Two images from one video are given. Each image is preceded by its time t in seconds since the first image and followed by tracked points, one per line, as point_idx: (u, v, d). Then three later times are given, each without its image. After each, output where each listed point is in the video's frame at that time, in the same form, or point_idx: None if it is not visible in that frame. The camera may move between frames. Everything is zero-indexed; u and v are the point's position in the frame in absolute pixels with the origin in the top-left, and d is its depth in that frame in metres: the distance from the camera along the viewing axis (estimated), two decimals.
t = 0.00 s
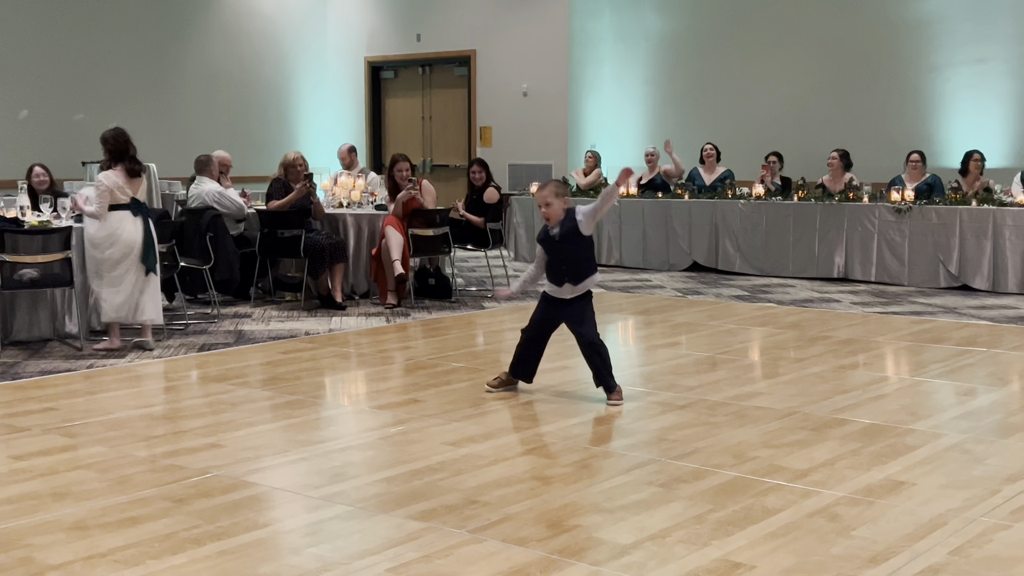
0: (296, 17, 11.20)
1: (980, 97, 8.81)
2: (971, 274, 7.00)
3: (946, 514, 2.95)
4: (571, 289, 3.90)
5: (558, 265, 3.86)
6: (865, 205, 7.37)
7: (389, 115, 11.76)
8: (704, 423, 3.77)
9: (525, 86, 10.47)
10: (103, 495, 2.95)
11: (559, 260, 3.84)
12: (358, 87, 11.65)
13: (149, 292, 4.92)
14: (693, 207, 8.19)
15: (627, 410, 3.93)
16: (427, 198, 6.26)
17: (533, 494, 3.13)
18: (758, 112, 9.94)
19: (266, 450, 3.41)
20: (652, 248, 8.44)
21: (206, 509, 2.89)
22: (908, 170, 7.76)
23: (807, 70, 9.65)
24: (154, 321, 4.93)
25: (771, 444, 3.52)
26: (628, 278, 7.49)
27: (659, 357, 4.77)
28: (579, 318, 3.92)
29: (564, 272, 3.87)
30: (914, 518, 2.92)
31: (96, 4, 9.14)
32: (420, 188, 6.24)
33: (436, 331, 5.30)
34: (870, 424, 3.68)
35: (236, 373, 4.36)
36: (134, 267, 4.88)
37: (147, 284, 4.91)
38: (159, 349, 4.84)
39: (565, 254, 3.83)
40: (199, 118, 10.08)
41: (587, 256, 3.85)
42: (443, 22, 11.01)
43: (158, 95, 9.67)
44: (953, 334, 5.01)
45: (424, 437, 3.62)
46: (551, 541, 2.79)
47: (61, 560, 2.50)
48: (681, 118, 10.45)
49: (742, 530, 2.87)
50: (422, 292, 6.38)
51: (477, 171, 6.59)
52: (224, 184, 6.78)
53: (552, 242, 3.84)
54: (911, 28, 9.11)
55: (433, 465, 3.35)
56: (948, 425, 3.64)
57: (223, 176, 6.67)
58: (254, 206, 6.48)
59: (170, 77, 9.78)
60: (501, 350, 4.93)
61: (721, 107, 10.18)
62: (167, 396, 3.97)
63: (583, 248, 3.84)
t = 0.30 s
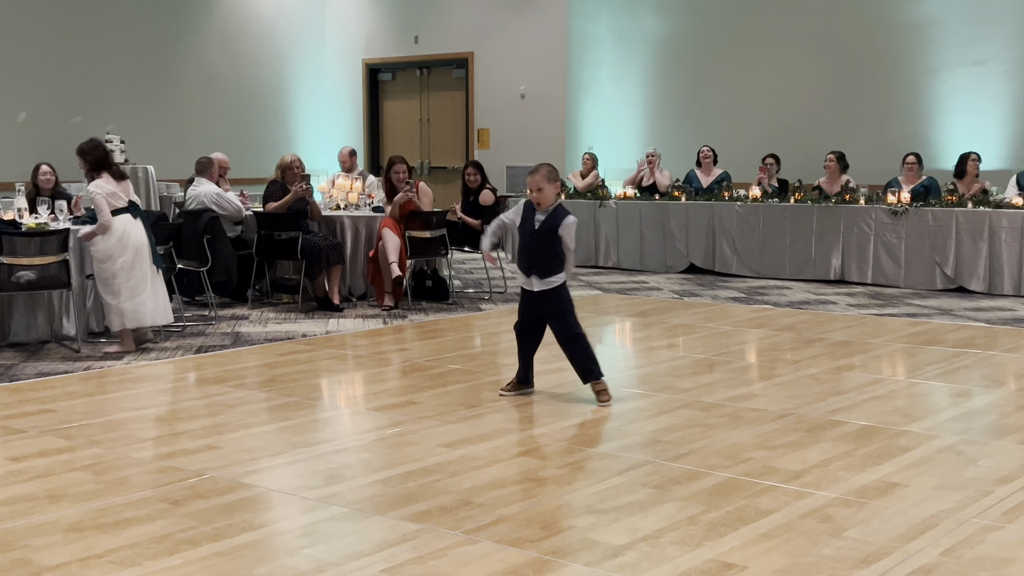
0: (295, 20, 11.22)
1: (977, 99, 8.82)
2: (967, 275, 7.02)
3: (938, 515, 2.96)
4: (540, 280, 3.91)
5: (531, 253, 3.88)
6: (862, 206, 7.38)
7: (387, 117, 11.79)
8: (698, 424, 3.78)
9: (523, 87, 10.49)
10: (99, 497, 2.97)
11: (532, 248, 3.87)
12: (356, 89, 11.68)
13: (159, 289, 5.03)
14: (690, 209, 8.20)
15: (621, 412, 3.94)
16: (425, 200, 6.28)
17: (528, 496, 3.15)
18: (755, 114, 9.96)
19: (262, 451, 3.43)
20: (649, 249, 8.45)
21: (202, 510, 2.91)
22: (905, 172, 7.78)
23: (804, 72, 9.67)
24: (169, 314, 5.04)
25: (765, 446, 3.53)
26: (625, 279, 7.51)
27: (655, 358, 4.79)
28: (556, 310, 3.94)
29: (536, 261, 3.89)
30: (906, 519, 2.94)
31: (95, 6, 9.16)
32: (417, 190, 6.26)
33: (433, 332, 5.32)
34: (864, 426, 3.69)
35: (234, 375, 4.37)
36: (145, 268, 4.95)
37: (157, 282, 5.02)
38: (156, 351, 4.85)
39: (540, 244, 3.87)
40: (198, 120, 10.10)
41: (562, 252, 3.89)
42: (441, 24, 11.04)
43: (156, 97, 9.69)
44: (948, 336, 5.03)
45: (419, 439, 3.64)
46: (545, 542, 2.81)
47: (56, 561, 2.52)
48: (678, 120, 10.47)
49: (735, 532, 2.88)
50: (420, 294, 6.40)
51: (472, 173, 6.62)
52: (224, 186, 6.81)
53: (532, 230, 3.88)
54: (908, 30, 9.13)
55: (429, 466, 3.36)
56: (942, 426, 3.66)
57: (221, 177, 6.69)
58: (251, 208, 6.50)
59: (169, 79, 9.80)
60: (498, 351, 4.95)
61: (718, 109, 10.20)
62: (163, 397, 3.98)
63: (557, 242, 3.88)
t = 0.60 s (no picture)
0: (301, 21, 11.30)
1: (979, 99, 8.80)
2: (968, 274, 7.01)
3: (930, 508, 2.98)
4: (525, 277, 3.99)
5: (519, 251, 3.96)
6: (862, 206, 7.39)
7: (392, 118, 11.85)
8: (695, 420, 3.81)
9: (527, 87, 10.53)
10: (99, 491, 3.02)
11: (518, 246, 3.95)
12: (362, 90, 11.74)
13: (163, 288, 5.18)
14: (693, 208, 8.22)
15: (619, 408, 3.97)
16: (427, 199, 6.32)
17: (523, 490, 3.18)
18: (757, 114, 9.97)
19: (261, 446, 3.47)
20: (652, 248, 8.47)
21: (200, 503, 2.96)
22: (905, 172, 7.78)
23: (806, 71, 9.67)
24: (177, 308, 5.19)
25: (761, 441, 3.56)
26: (627, 278, 7.55)
27: (655, 355, 4.81)
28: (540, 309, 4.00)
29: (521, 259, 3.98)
30: (898, 513, 2.96)
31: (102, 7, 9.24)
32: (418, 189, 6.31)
33: (436, 330, 5.36)
34: (860, 421, 3.71)
35: (236, 372, 4.42)
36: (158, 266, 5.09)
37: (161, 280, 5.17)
38: (162, 348, 4.91)
39: (525, 242, 3.95)
40: (206, 121, 10.17)
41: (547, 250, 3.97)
42: (446, 25, 11.08)
43: (162, 97, 9.76)
44: (948, 333, 5.04)
45: (418, 434, 3.68)
46: (539, 535, 2.84)
47: (54, 554, 2.56)
48: (681, 120, 10.49)
49: (727, 525, 2.90)
50: (423, 292, 6.44)
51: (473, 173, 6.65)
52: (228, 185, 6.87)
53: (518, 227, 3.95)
54: (910, 30, 9.12)
55: (426, 461, 3.40)
56: (937, 422, 3.67)
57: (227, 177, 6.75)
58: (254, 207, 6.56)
59: (178, 81, 9.88)
60: (499, 348, 4.98)
61: (721, 108, 10.21)
62: (166, 394, 4.03)
63: (542, 241, 3.95)
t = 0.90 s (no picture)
0: (321, 28, 11.56)
1: (968, 103, 8.95)
2: (953, 269, 7.17)
3: (904, 488, 3.16)
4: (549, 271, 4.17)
5: (538, 248, 4.15)
6: (853, 205, 7.55)
7: (408, 122, 12.10)
8: (687, 406, 4.01)
9: (536, 94, 10.74)
10: (126, 471, 3.25)
11: (536, 244, 4.14)
12: (379, 95, 11.99)
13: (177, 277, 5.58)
14: (693, 208, 8.42)
15: (619, 395, 4.18)
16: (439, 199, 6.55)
17: (522, 471, 3.39)
18: (758, 119, 10.14)
19: (277, 430, 3.70)
20: (653, 246, 8.66)
21: (218, 483, 3.19)
22: (894, 172, 7.93)
23: (804, 76, 9.83)
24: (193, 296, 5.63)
25: (751, 426, 3.75)
26: (631, 275, 7.75)
27: (657, 346, 5.02)
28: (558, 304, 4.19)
29: (541, 256, 4.16)
30: (874, 492, 3.14)
31: (130, 19, 9.49)
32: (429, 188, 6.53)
33: (447, 323, 5.58)
34: (846, 407, 3.90)
35: (256, 362, 4.66)
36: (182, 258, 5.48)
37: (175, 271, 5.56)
38: (189, 340, 5.16)
39: (543, 237, 4.14)
40: (231, 125, 10.44)
41: (565, 243, 4.16)
42: (459, 32, 11.31)
43: (189, 104, 10.02)
44: (939, 326, 5.21)
45: (426, 418, 3.90)
46: (535, 512, 3.04)
47: (83, 528, 2.80)
48: (685, 123, 10.69)
49: (712, 504, 3.09)
50: (434, 286, 6.67)
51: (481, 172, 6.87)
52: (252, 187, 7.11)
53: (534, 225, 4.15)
54: (900, 37, 9.25)
55: (432, 444, 3.62)
56: (921, 408, 3.85)
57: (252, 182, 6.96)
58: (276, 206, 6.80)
59: (201, 87, 10.14)
60: (508, 340, 5.20)
61: (721, 112, 10.41)
62: (190, 382, 4.27)
63: (558, 233, 4.13)
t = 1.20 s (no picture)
0: (346, 32, 11.68)
1: (989, 100, 8.87)
2: (977, 268, 7.08)
3: (923, 483, 3.12)
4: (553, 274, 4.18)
5: (549, 249, 4.14)
6: (876, 203, 7.48)
7: (432, 124, 12.19)
8: (705, 401, 3.99)
9: (557, 94, 10.78)
10: (144, 464, 3.29)
11: (548, 245, 4.13)
12: (402, 97, 12.11)
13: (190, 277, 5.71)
14: (714, 207, 8.40)
15: (638, 390, 4.17)
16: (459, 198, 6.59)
17: (537, 465, 3.38)
18: (779, 118, 10.11)
19: (294, 424, 3.73)
20: (675, 245, 8.65)
21: (234, 475, 3.21)
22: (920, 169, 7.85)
23: (827, 76, 9.77)
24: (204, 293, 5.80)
25: (768, 421, 3.72)
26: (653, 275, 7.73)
27: (677, 343, 5.00)
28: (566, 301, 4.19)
29: (551, 257, 4.15)
30: (893, 486, 3.10)
31: (158, 22, 9.64)
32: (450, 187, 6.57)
33: (468, 321, 5.60)
34: (866, 403, 3.86)
35: (277, 358, 4.70)
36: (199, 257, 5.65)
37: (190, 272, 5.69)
38: (211, 337, 5.22)
39: (556, 240, 4.13)
40: (256, 128, 10.57)
41: (576, 246, 4.15)
42: (482, 35, 11.37)
43: (215, 109, 10.15)
44: (961, 323, 5.16)
45: (443, 413, 3.91)
46: (549, 505, 3.03)
47: (99, 519, 2.83)
48: (708, 125, 10.66)
49: (726, 497, 3.07)
50: (454, 285, 6.69)
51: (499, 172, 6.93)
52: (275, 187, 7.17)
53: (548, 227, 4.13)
54: (925, 35, 9.18)
55: (449, 438, 3.63)
56: (941, 404, 3.80)
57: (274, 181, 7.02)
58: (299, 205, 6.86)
59: (228, 91, 10.27)
60: (528, 337, 5.21)
61: (744, 112, 10.37)
62: (211, 378, 4.32)
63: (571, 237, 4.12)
